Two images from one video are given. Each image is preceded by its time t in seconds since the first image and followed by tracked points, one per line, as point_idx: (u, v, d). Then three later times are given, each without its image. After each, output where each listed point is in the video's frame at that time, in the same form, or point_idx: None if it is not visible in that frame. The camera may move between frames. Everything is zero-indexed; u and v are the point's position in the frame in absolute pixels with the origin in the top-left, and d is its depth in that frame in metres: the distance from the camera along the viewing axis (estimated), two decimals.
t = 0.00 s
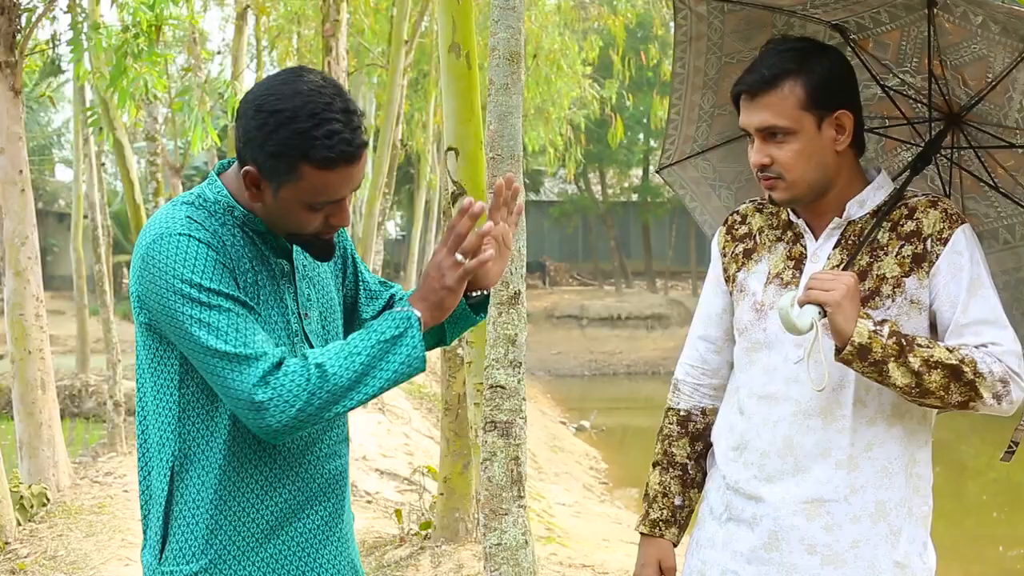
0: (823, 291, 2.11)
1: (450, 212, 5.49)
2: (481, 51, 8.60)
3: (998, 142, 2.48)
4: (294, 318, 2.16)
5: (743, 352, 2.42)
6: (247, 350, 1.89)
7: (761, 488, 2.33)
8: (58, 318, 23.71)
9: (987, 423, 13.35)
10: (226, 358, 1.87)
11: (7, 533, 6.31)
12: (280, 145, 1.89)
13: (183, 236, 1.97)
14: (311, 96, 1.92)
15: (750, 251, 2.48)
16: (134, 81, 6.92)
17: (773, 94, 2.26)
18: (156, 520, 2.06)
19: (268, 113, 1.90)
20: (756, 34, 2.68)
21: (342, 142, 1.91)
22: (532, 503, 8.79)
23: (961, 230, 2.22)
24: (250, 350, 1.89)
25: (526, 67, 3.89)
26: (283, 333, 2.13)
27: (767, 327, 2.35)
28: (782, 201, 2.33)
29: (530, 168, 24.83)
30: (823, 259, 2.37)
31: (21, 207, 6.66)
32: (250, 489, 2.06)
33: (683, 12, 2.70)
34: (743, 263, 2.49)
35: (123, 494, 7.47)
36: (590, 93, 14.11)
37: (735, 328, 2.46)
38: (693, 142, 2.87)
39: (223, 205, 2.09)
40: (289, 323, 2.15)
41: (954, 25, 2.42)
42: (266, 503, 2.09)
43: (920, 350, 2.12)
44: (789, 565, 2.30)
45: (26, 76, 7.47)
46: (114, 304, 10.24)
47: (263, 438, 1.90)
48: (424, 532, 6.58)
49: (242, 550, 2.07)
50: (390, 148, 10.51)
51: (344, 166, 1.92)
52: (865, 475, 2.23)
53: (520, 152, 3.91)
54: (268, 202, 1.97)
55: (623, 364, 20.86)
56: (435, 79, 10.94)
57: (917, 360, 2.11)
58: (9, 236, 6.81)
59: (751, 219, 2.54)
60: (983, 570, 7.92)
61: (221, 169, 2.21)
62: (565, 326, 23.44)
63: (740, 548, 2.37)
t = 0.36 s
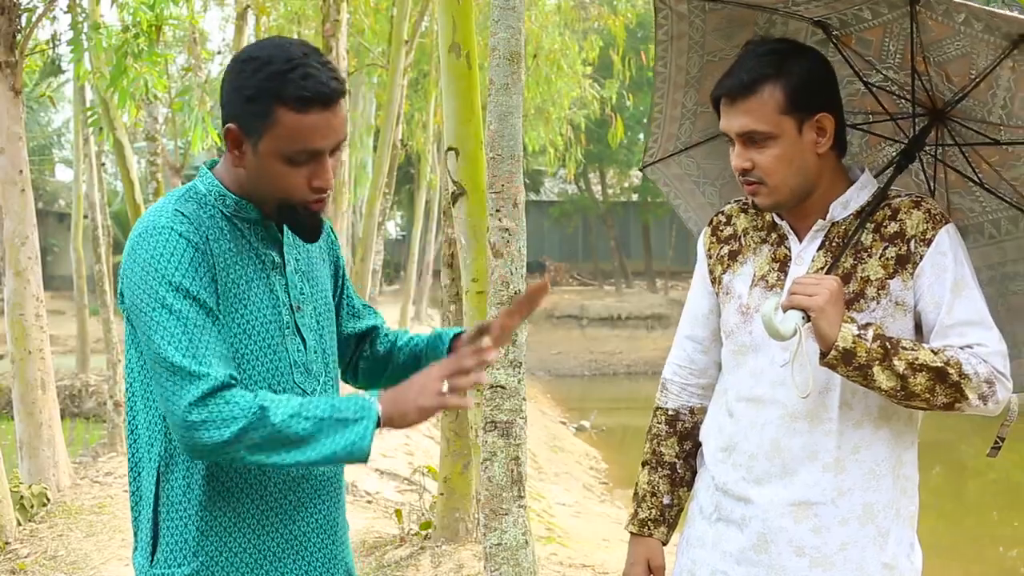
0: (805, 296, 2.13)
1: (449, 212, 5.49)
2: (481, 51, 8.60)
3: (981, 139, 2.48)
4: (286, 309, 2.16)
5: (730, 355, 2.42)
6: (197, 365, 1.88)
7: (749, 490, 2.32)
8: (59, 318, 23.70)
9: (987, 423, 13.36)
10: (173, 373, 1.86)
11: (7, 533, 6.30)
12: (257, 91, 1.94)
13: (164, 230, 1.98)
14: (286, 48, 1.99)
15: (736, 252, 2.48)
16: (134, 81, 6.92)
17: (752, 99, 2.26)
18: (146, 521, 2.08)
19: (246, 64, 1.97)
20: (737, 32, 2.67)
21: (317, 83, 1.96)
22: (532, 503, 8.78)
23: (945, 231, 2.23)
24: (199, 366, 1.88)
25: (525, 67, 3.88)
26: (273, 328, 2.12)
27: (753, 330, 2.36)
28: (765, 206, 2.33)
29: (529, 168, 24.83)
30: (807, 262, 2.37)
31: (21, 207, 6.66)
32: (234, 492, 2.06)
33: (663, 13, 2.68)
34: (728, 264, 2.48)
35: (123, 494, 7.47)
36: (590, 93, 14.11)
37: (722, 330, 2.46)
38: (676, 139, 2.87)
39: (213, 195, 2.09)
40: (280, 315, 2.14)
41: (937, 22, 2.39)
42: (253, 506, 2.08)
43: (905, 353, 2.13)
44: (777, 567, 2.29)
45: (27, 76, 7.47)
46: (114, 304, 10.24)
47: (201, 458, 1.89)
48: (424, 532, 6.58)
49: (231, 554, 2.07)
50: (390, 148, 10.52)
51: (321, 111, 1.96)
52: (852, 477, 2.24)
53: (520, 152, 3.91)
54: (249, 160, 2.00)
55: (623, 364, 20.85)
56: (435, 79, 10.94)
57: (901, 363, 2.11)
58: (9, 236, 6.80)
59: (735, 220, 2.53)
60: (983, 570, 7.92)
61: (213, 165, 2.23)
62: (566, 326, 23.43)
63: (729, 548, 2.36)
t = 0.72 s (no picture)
0: (791, 298, 2.12)
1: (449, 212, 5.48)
2: (481, 50, 8.60)
3: (967, 139, 2.46)
4: (281, 307, 2.21)
5: (716, 356, 2.41)
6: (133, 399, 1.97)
7: (735, 491, 2.32)
8: (59, 319, 23.71)
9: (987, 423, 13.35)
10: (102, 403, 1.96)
11: (7, 532, 6.29)
12: (235, 71, 2.07)
13: (147, 232, 2.02)
14: (258, 34, 2.13)
15: (721, 252, 2.48)
16: (134, 81, 6.93)
17: (736, 101, 2.25)
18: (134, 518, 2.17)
19: (224, 50, 2.11)
20: (723, 31, 2.67)
21: (293, 58, 2.09)
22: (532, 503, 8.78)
23: (930, 233, 2.23)
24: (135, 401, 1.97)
25: (525, 67, 3.89)
26: (268, 328, 2.17)
27: (738, 332, 2.35)
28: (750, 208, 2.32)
29: (530, 168, 24.82)
30: (792, 263, 2.36)
31: (21, 207, 6.66)
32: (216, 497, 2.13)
33: (649, 10, 2.69)
34: (714, 265, 2.48)
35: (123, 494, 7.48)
36: (590, 92, 14.11)
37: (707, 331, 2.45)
38: (660, 136, 2.89)
39: (206, 194, 2.14)
40: (276, 313, 2.19)
41: (924, 22, 2.39)
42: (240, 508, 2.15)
43: (890, 356, 2.12)
44: (763, 569, 2.29)
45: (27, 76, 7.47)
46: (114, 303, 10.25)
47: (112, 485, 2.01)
48: (424, 531, 6.58)
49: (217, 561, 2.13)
50: (390, 147, 10.51)
51: (298, 85, 2.09)
52: (838, 480, 2.24)
53: (520, 152, 3.91)
54: (232, 143, 2.09)
55: (623, 363, 20.83)
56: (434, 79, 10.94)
57: (887, 367, 2.11)
58: (9, 236, 6.79)
59: (721, 220, 2.53)
60: (983, 570, 7.91)
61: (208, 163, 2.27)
62: (566, 326, 23.44)
63: (715, 549, 2.36)
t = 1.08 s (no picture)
0: (777, 303, 2.13)
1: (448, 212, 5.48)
2: (481, 50, 8.60)
3: (949, 134, 2.46)
4: (273, 307, 2.18)
5: (703, 361, 2.41)
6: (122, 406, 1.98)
7: (726, 495, 2.32)
8: (59, 318, 23.71)
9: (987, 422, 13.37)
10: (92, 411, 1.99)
11: (7, 532, 6.28)
12: (226, 70, 2.07)
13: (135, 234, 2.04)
14: (242, 29, 2.13)
15: (704, 256, 2.47)
16: (134, 81, 6.92)
17: (716, 107, 2.24)
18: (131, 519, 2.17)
19: (209, 49, 2.11)
20: (703, 29, 2.65)
21: (281, 48, 2.09)
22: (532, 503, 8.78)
23: (915, 232, 2.24)
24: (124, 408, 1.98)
25: (525, 67, 3.88)
26: (258, 328, 2.15)
27: (725, 336, 2.35)
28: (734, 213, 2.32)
29: (530, 168, 24.81)
30: (777, 266, 2.36)
31: (20, 207, 6.66)
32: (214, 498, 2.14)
33: (629, 9, 2.63)
34: (698, 268, 2.47)
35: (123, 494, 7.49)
36: (589, 92, 14.11)
37: (694, 336, 2.45)
38: (640, 134, 2.85)
39: (198, 193, 2.15)
40: (266, 313, 2.17)
41: (905, 19, 2.35)
42: (237, 509, 2.15)
43: (877, 359, 2.13)
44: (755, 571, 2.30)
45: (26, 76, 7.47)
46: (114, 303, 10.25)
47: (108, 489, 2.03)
48: (424, 531, 6.58)
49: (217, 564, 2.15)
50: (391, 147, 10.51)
51: (290, 75, 2.09)
52: (828, 482, 2.24)
53: (520, 152, 3.91)
54: (231, 143, 2.11)
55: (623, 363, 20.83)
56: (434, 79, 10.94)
57: (874, 369, 2.11)
58: (9, 236, 6.79)
59: (703, 222, 2.52)
60: (983, 570, 7.91)
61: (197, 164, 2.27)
62: (566, 327, 23.45)
63: (707, 552, 2.36)
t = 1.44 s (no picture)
0: (755, 305, 2.12)
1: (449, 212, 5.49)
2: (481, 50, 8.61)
3: (924, 131, 2.46)
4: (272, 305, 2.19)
5: (686, 366, 2.40)
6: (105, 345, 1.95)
7: (716, 500, 2.32)
8: (59, 318, 23.71)
9: (987, 422, 13.37)
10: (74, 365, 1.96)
11: (7, 532, 6.28)
12: (258, 95, 2.05)
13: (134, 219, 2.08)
14: (278, 52, 2.10)
15: (682, 261, 2.46)
16: (134, 81, 6.91)
17: (686, 115, 2.23)
18: (136, 516, 2.19)
19: (243, 68, 2.08)
20: (676, 30, 2.66)
21: (318, 83, 2.08)
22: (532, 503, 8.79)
23: (892, 231, 2.22)
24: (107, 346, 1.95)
25: (526, 67, 3.88)
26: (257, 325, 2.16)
27: (707, 341, 2.34)
28: (710, 219, 2.31)
29: (529, 168, 24.79)
30: (756, 269, 2.35)
31: (21, 207, 6.65)
32: (217, 489, 2.15)
33: (601, 12, 2.64)
34: (677, 274, 2.47)
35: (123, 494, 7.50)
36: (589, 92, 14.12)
37: (676, 341, 2.44)
38: (615, 136, 2.86)
39: (200, 188, 2.18)
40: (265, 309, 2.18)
41: (877, 17, 2.36)
42: (241, 503, 2.16)
43: (857, 358, 2.12)
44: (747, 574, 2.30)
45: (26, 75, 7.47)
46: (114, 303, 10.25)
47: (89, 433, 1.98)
48: (424, 532, 6.59)
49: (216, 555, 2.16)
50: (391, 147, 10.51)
51: (322, 109, 2.08)
52: (815, 483, 2.24)
53: (520, 152, 3.91)
54: (249, 162, 2.09)
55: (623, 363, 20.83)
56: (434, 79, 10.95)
57: (854, 368, 2.11)
58: (9, 236, 6.78)
59: (679, 227, 2.52)
60: (982, 570, 7.91)
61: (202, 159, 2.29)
62: (566, 327, 23.45)
63: (699, 555, 2.36)
